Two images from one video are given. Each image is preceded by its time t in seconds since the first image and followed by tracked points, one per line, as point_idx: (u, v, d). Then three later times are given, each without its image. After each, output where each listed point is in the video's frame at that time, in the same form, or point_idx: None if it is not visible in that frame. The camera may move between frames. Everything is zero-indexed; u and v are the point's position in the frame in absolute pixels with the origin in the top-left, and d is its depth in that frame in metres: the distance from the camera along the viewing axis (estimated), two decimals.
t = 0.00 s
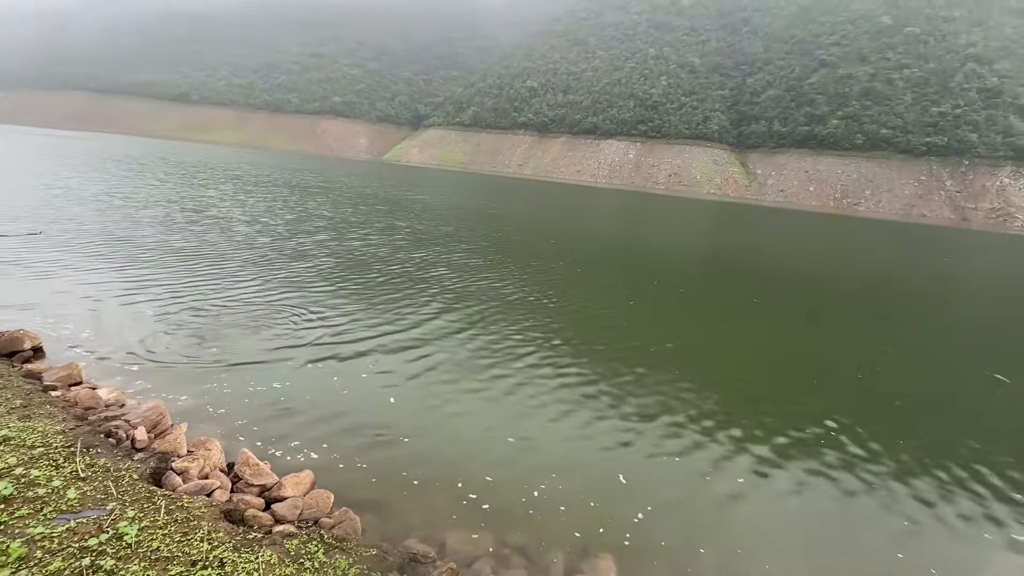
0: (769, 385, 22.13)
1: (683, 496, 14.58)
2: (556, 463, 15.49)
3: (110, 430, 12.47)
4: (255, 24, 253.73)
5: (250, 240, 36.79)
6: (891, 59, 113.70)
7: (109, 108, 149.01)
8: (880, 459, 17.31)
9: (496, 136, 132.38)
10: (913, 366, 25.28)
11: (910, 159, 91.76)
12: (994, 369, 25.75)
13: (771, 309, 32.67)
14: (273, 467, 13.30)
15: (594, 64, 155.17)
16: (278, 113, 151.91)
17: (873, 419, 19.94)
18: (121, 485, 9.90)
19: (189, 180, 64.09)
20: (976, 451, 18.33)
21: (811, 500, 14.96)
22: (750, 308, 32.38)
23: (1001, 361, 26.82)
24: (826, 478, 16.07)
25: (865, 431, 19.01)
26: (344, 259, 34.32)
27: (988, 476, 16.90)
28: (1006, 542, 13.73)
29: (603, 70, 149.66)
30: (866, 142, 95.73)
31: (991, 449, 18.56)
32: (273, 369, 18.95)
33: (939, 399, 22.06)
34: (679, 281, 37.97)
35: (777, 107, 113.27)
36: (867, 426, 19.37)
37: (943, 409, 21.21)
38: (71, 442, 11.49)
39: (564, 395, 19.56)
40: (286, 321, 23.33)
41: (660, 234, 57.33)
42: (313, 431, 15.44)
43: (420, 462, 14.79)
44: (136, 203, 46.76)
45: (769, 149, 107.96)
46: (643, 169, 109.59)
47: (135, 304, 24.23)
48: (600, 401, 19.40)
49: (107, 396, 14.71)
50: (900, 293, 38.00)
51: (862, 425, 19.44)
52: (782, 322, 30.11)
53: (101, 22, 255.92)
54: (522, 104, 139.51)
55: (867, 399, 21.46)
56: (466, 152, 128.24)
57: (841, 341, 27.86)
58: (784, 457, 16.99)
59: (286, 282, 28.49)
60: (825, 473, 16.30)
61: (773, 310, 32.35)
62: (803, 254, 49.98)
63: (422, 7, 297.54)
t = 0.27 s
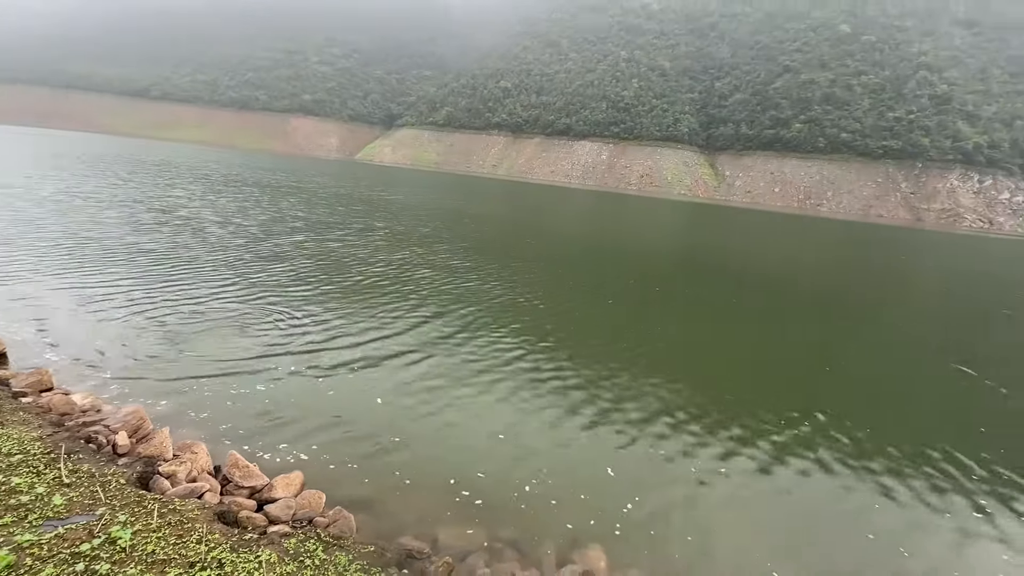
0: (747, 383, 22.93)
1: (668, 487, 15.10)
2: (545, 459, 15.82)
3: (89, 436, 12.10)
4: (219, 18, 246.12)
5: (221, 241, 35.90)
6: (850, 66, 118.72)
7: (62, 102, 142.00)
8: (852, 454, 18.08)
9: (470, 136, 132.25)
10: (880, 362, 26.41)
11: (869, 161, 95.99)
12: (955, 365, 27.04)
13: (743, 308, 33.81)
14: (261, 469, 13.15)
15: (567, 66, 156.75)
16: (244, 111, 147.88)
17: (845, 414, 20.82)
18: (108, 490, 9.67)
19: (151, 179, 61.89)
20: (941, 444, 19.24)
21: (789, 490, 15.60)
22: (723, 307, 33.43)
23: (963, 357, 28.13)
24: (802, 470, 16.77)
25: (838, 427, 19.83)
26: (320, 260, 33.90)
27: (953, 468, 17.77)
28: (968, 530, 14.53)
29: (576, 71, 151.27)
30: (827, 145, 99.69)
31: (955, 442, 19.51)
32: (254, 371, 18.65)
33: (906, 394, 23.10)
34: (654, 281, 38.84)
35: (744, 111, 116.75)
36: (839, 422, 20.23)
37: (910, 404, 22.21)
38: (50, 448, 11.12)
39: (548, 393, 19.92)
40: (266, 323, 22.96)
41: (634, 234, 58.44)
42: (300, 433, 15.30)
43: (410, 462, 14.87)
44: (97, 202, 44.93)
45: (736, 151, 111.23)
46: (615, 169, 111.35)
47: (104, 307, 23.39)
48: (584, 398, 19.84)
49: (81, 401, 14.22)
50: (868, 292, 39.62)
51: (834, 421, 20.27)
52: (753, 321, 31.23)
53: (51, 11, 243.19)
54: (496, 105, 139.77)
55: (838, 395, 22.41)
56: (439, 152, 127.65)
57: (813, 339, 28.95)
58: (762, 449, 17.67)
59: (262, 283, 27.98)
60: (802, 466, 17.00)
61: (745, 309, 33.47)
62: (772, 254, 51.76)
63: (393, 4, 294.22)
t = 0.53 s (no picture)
0: (724, 375, 23.69)
1: (651, 476, 15.67)
2: (532, 453, 16.19)
3: (72, 441, 11.94)
4: (181, 10, 237.68)
5: (193, 242, 35.11)
6: (813, 70, 123.14)
7: (12, 97, 135.10)
8: (826, 442, 18.72)
9: (444, 135, 131.78)
10: (849, 355, 27.47)
11: (831, 162, 99.81)
12: (919, 357, 28.25)
13: (717, 304, 34.85)
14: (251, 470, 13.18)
15: (541, 65, 157.72)
16: (210, 107, 143.55)
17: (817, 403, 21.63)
18: (99, 493, 9.65)
19: (114, 177, 59.72)
20: (908, 431, 20.03)
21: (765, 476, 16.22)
22: (699, 304, 34.39)
23: (927, 351, 29.37)
24: (777, 458, 17.46)
25: (813, 417, 20.55)
26: (297, 260, 33.56)
27: (916, 451, 18.66)
28: (933, 512, 15.19)
29: (550, 71, 152.35)
30: (792, 146, 103.25)
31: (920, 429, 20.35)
32: (238, 372, 18.54)
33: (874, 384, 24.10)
34: (631, 279, 39.68)
35: (713, 112, 119.76)
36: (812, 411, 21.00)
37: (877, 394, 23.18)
38: (33, 454, 10.96)
39: (534, 389, 20.39)
40: (246, 324, 22.69)
41: (610, 233, 59.45)
42: (288, 434, 15.30)
43: (400, 459, 15.05)
44: (56, 202, 43.20)
45: (706, 151, 114.12)
46: (590, 169, 112.79)
47: (73, 310, 22.71)
48: (567, 393, 20.37)
49: (60, 407, 13.95)
50: (838, 290, 41.13)
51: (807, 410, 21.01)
52: (727, 317, 32.25)
53: None
54: (470, 104, 139.66)
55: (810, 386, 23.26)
56: (414, 151, 126.74)
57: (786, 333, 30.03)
58: (737, 438, 18.42)
59: (239, 284, 27.57)
60: (777, 454, 17.64)
61: (720, 306, 34.49)
62: (742, 253, 53.43)
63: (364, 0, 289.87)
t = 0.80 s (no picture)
0: (701, 369, 24.35)
1: (634, 465, 16.12)
2: (518, 447, 16.47)
3: (51, 446, 11.75)
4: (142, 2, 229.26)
5: (165, 243, 34.25)
6: (782, 72, 126.77)
7: None
8: (800, 431, 19.43)
9: (420, 134, 130.92)
10: (820, 349, 28.51)
11: (800, 161, 102.97)
12: (885, 350, 29.42)
13: (694, 302, 35.67)
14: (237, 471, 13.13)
15: (517, 64, 158.10)
16: (176, 103, 138.93)
17: (790, 395, 22.37)
18: (86, 496, 9.59)
19: (75, 176, 57.54)
20: (875, 419, 20.95)
21: (744, 464, 16.69)
22: (677, 302, 35.15)
23: (894, 344, 30.57)
24: (755, 446, 17.96)
25: (787, 407, 21.30)
26: (275, 260, 33.14)
27: (883, 437, 19.53)
28: (900, 493, 15.84)
29: (526, 70, 152.85)
30: (763, 146, 106.17)
31: (887, 417, 21.26)
32: (220, 373, 18.33)
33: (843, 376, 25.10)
34: (611, 277, 40.30)
35: (686, 112, 122.14)
36: (786, 402, 21.74)
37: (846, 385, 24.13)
38: (12, 460, 10.79)
39: (519, 385, 20.74)
40: (225, 325, 22.35)
41: (587, 232, 60.13)
42: (274, 435, 15.25)
43: (388, 456, 15.13)
44: (16, 202, 41.51)
45: (680, 151, 116.40)
46: (566, 168, 113.77)
47: (41, 312, 21.99)
48: (551, 388, 20.74)
49: (36, 413, 13.66)
50: (810, 286, 42.48)
51: (781, 401, 21.73)
52: (704, 313, 33.05)
53: None
54: (447, 102, 139.10)
55: (783, 379, 24.05)
56: (389, 150, 125.53)
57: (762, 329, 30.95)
58: (716, 428, 18.95)
59: (216, 285, 27.09)
60: (755, 443, 18.17)
61: (696, 303, 35.31)
62: (717, 251, 54.79)
63: None
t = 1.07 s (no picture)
0: (678, 363, 25.12)
1: (614, 454, 16.63)
2: (502, 441, 16.78)
3: (26, 451, 11.56)
4: None
5: (132, 244, 33.33)
6: (750, 72, 130.27)
7: None
8: (770, 418, 20.30)
9: (394, 132, 129.73)
10: (787, 341, 29.70)
11: (768, 160, 106.19)
12: (852, 341, 30.71)
13: (669, 297, 36.60)
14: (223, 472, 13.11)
15: (492, 62, 158.10)
16: (137, 99, 133.89)
17: (761, 385, 23.31)
18: (68, 498, 9.57)
19: (31, 175, 55.17)
20: (838, 405, 22.03)
21: (718, 452, 17.36)
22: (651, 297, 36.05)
23: (857, 334, 32.01)
24: (729, 435, 18.66)
25: (756, 396, 22.22)
26: (249, 261, 32.65)
27: (846, 422, 20.57)
28: (862, 476, 16.69)
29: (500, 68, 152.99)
30: (732, 144, 109.03)
31: (850, 403, 22.36)
32: (198, 375, 18.19)
33: (810, 366, 26.24)
34: (587, 274, 41.00)
35: (659, 111, 124.39)
36: (758, 393, 22.59)
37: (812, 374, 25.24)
38: None
39: (500, 381, 21.16)
40: (202, 327, 21.99)
41: (563, 230, 60.87)
42: (259, 436, 15.21)
43: (376, 453, 15.27)
44: None
45: (653, 149, 118.51)
46: (542, 166, 114.51)
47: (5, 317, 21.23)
48: (531, 384, 21.22)
49: (9, 418, 13.37)
50: (781, 281, 43.97)
51: (754, 392, 22.58)
52: (679, 309, 34.01)
53: None
54: (421, 100, 138.15)
55: (755, 371, 24.98)
56: (363, 147, 123.92)
57: (735, 322, 32.06)
58: (692, 419, 19.64)
59: (189, 287, 26.58)
60: (729, 432, 18.87)
61: (671, 299, 36.26)
62: (690, 246, 56.22)
63: None
